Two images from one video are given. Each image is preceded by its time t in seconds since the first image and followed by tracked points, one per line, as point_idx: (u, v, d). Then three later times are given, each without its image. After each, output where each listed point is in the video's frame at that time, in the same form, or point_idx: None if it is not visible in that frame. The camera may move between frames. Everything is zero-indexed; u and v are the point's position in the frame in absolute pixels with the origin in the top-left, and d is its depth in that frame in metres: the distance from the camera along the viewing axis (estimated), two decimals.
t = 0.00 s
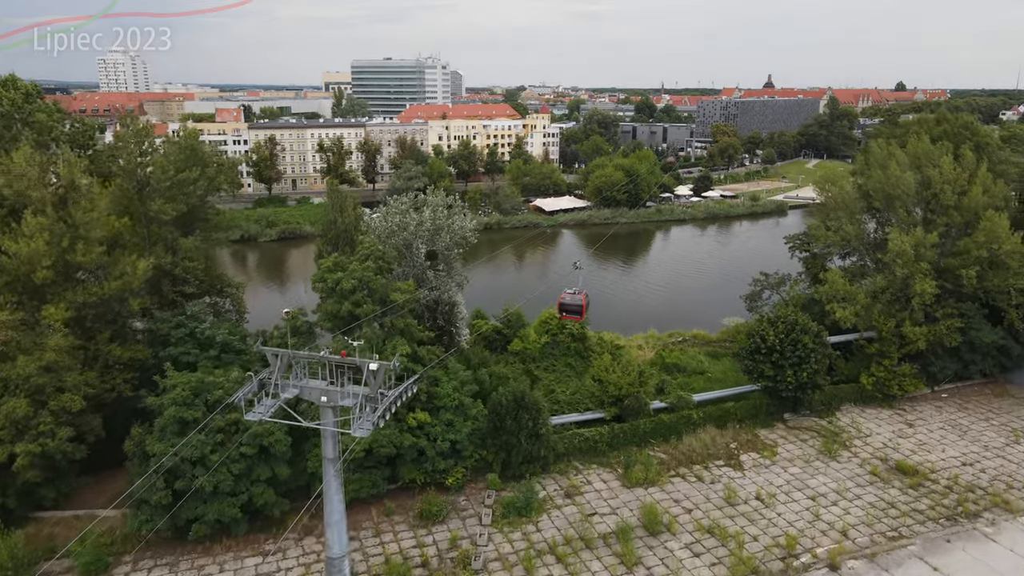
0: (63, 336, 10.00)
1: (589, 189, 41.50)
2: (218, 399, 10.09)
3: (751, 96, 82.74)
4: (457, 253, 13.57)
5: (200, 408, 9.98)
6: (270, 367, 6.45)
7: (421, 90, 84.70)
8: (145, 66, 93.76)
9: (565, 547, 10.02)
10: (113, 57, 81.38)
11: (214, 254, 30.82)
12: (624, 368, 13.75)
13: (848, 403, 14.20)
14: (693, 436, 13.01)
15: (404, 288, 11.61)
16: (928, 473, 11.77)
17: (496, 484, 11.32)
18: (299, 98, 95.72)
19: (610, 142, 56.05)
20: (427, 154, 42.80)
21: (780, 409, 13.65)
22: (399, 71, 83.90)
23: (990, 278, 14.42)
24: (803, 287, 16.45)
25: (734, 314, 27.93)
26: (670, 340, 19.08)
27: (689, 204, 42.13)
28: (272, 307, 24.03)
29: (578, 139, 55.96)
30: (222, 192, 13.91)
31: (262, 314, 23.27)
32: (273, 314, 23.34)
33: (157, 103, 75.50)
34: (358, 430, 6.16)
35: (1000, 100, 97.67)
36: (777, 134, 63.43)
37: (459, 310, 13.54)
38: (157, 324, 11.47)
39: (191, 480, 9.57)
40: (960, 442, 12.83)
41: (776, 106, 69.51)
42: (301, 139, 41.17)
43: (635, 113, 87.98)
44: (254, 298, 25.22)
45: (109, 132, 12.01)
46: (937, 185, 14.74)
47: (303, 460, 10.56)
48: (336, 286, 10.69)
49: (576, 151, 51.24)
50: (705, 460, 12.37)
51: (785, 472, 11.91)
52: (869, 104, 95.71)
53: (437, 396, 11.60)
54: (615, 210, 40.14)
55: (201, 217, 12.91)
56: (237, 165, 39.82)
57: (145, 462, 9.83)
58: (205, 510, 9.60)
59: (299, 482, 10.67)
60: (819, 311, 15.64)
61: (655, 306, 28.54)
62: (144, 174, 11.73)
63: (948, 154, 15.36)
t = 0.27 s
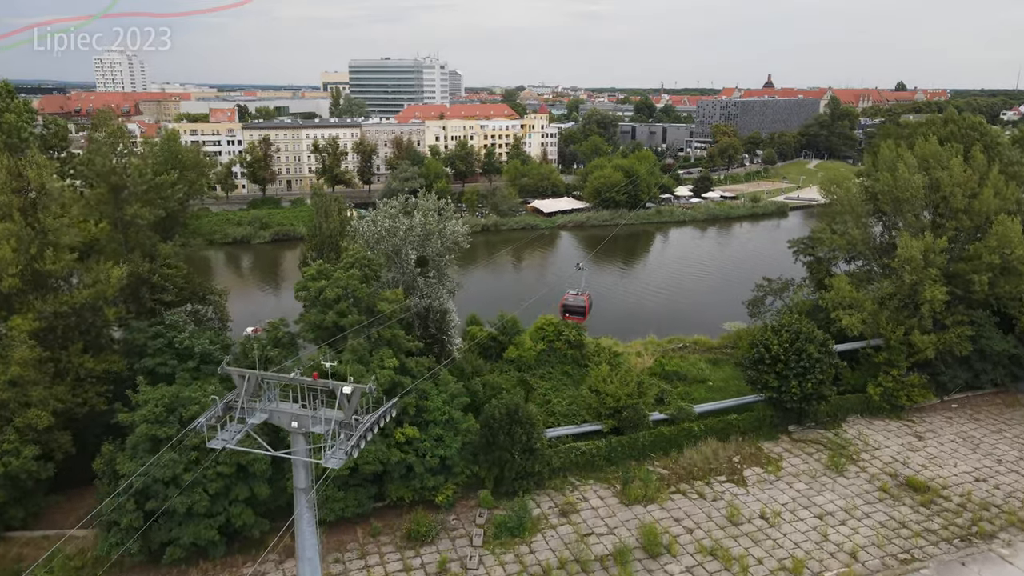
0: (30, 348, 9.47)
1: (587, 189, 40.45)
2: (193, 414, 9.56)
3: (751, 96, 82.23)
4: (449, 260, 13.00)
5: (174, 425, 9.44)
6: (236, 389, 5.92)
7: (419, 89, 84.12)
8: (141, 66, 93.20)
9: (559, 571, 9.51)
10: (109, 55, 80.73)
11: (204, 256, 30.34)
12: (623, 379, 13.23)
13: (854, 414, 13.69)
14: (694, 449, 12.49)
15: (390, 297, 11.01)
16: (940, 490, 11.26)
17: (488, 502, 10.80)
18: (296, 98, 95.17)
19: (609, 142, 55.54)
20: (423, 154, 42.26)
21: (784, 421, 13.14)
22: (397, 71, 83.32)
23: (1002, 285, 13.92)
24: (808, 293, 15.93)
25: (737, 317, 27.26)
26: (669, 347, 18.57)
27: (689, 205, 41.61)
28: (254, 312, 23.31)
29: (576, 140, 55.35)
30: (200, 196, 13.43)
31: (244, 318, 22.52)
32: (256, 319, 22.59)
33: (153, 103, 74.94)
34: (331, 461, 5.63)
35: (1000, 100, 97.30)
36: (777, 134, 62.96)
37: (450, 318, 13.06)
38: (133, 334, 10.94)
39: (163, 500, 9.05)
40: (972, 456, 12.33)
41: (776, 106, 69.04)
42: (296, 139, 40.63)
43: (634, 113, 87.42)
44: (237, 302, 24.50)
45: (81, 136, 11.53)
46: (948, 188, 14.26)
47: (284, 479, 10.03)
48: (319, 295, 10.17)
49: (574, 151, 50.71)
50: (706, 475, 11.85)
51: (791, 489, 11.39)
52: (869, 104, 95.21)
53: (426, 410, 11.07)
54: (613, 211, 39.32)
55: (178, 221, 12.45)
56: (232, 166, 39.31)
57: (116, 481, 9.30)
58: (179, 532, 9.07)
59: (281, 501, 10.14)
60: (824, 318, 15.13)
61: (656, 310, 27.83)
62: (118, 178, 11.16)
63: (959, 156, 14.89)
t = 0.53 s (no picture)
0: None
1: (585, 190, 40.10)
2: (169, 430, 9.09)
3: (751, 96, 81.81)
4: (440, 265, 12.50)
5: (149, 440, 8.96)
6: (199, 413, 5.46)
7: (417, 89, 83.63)
8: (138, 66, 92.76)
9: None
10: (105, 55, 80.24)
11: (197, 257, 30.01)
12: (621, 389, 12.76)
13: (860, 425, 13.24)
14: (695, 462, 12.03)
15: (376, 305, 10.52)
16: (951, 506, 10.81)
17: (480, 519, 10.33)
18: (294, 97, 94.70)
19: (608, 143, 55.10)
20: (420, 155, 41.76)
21: (787, 432, 12.68)
22: (395, 71, 82.86)
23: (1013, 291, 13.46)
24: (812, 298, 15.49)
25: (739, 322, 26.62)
26: (669, 353, 18.12)
27: (689, 207, 41.12)
28: (238, 317, 22.53)
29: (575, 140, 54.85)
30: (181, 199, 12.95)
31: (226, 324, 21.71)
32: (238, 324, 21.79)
33: (149, 103, 74.44)
34: (300, 493, 5.14)
35: (1000, 100, 96.94)
36: (777, 134, 62.53)
37: (442, 325, 12.58)
38: (109, 343, 10.51)
39: (135, 522, 8.57)
40: (983, 469, 11.87)
41: (776, 106, 68.60)
42: (291, 140, 40.15)
43: (633, 113, 86.96)
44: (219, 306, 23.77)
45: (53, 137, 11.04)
46: (958, 191, 13.83)
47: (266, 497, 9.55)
48: (303, 304, 9.69)
49: (573, 151, 50.24)
50: (708, 489, 11.40)
51: (796, 505, 10.93)
52: (869, 104, 94.78)
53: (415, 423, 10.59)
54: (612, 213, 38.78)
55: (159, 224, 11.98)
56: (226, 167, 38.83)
57: (86, 501, 8.83)
58: (153, 555, 8.59)
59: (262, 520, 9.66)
60: (829, 324, 14.66)
61: (656, 314, 27.17)
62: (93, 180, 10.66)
63: (968, 158, 14.46)
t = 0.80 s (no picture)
0: None
1: (584, 191, 39.47)
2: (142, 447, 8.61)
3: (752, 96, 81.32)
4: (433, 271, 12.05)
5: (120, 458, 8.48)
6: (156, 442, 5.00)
7: (415, 88, 83.13)
8: (136, 65, 92.29)
9: None
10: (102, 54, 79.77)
11: (189, 258, 29.71)
12: (619, 400, 12.30)
13: (867, 436, 12.78)
14: (696, 476, 11.56)
15: (363, 314, 10.05)
16: (964, 523, 10.35)
17: (472, 538, 9.86)
18: (291, 97, 94.18)
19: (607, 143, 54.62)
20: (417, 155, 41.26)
21: (792, 444, 12.23)
22: (393, 70, 82.37)
23: None
24: (817, 304, 15.03)
25: (740, 326, 26.04)
26: (669, 359, 17.67)
27: (689, 207, 40.63)
28: (223, 322, 21.68)
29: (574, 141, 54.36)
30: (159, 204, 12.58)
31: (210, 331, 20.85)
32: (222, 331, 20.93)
33: (146, 103, 73.99)
34: (265, 533, 4.66)
35: (1001, 100, 96.51)
36: (778, 134, 62.04)
37: (434, 333, 12.14)
38: (84, 353, 10.02)
39: (104, 545, 8.09)
40: (996, 483, 11.42)
41: (776, 106, 68.14)
42: (286, 140, 39.66)
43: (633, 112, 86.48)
44: (203, 313, 22.98)
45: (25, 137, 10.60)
46: (968, 193, 13.45)
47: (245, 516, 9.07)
48: (284, 314, 9.22)
49: (572, 151, 49.75)
50: (710, 505, 10.93)
51: (802, 522, 10.47)
52: (870, 104, 94.34)
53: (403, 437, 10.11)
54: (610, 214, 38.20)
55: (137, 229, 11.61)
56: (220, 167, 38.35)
57: (53, 522, 8.36)
58: None
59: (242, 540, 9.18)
60: (834, 331, 14.19)
61: (655, 318, 26.56)
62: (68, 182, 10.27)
63: (978, 160, 14.05)
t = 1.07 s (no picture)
0: None
1: (584, 192, 38.67)
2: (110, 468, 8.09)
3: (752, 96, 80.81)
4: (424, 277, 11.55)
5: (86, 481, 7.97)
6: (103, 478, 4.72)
7: (413, 87, 82.60)
8: (132, 65, 91.72)
9: None
10: (99, 53, 79.46)
11: (184, 258, 29.76)
12: (618, 411, 11.83)
13: (876, 449, 12.30)
14: (698, 493, 11.06)
15: (347, 325, 9.54)
16: (980, 544, 9.86)
17: (462, 561, 9.36)
18: (289, 97, 93.63)
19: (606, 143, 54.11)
20: (413, 155, 40.74)
21: (797, 458, 11.74)
22: (391, 70, 81.90)
23: None
24: (823, 310, 14.52)
25: (742, 329, 25.42)
26: (670, 367, 17.16)
27: (689, 208, 40.11)
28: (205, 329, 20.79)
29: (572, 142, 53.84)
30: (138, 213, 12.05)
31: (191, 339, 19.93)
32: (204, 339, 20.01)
33: (142, 103, 73.47)
34: None
35: (1002, 100, 96.00)
36: (779, 134, 61.57)
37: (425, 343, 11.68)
38: (54, 365, 9.49)
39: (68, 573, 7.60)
40: (1012, 500, 10.93)
41: (777, 106, 67.67)
42: (281, 140, 39.14)
43: (632, 112, 85.95)
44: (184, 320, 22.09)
45: None
46: (980, 196, 12.91)
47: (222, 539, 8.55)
48: (263, 327, 8.70)
49: (570, 152, 49.24)
50: (713, 524, 10.43)
51: (810, 543, 9.98)
52: (870, 104, 93.90)
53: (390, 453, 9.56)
54: (610, 215, 37.59)
55: (116, 234, 11.14)
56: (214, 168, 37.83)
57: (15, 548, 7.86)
58: None
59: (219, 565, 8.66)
60: (841, 338, 13.69)
61: (655, 322, 25.95)
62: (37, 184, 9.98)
63: (990, 161, 13.51)
